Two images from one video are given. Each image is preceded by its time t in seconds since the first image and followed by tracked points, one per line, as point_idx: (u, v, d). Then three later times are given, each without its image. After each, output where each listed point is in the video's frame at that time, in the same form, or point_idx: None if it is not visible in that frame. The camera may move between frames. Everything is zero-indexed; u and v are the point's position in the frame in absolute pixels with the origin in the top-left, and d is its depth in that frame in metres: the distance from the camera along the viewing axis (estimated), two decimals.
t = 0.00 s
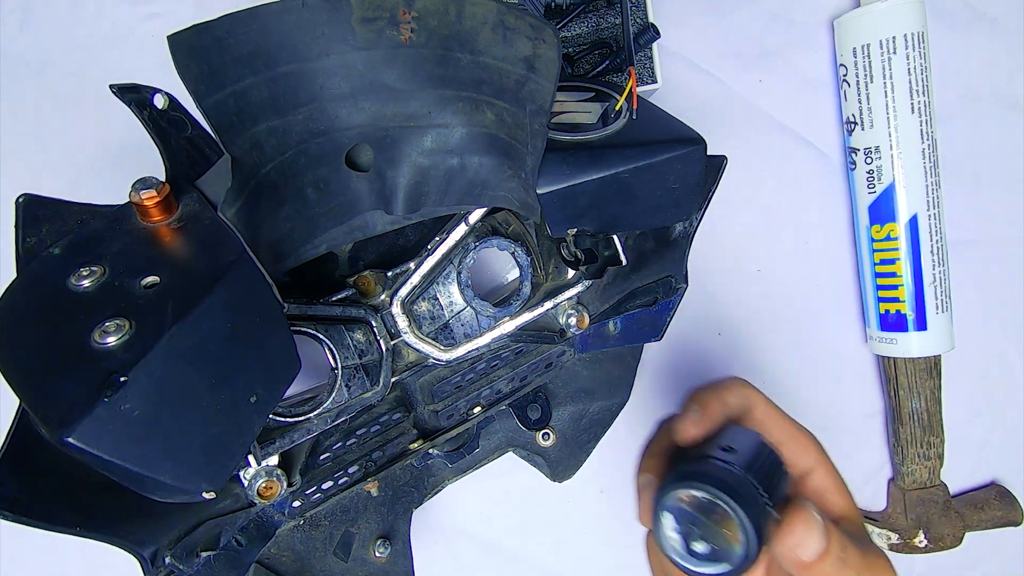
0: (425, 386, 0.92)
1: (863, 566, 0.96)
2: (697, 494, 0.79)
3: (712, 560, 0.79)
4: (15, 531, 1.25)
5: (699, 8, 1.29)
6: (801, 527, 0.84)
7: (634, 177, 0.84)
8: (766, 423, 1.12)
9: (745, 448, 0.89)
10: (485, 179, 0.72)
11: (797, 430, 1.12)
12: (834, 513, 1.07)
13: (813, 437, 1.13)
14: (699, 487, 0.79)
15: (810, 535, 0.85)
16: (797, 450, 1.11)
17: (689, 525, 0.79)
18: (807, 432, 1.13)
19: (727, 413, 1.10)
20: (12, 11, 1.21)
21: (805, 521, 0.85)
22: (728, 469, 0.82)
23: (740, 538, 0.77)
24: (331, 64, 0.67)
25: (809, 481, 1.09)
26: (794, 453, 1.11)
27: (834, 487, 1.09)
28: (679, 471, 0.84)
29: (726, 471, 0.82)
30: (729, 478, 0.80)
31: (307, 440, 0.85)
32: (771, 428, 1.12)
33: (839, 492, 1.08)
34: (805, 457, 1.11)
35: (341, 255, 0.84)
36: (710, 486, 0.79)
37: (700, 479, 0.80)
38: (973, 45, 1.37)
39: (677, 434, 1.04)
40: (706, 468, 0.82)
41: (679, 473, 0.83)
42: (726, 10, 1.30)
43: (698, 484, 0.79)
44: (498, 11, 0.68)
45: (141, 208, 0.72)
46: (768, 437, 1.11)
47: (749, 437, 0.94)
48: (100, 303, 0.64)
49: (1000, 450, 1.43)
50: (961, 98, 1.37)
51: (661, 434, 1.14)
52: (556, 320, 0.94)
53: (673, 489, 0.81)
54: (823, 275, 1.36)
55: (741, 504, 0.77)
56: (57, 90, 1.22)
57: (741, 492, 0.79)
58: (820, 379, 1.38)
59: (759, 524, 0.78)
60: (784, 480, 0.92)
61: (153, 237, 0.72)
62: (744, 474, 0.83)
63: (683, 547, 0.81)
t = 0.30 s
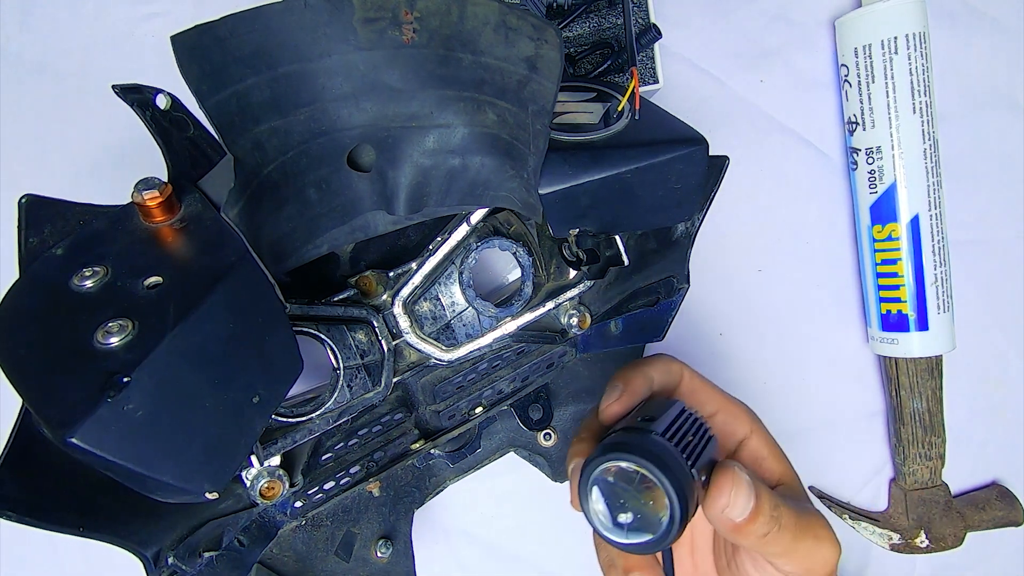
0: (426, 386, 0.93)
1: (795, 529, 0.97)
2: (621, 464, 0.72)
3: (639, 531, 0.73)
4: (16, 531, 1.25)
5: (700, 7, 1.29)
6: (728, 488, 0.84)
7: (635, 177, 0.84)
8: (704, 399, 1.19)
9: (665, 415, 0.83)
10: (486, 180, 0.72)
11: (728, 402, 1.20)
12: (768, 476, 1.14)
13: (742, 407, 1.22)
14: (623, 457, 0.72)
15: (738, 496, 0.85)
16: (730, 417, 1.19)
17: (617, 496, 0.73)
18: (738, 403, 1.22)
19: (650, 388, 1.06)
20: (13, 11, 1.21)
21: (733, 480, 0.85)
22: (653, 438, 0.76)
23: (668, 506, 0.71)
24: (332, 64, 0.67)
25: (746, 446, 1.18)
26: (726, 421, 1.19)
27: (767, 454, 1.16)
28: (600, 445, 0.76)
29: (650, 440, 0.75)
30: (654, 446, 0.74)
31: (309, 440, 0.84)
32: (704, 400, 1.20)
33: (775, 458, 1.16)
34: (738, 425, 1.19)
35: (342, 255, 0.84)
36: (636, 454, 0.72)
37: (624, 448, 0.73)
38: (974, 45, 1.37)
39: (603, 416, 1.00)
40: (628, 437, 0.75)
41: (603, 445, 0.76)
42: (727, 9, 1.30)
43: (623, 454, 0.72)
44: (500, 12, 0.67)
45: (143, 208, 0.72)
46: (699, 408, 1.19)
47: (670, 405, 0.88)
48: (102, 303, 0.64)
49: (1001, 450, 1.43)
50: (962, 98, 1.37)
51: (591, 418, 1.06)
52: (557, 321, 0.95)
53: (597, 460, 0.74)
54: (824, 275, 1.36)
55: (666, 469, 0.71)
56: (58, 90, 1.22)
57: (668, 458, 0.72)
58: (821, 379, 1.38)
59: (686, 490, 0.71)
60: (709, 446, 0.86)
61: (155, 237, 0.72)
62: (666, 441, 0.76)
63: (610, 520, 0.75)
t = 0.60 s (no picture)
0: (425, 386, 0.93)
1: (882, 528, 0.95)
2: (734, 454, 0.83)
3: (758, 519, 0.83)
4: (15, 532, 1.26)
5: (700, 7, 1.29)
6: (834, 492, 0.85)
7: (635, 177, 0.84)
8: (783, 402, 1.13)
9: (774, 412, 0.90)
10: (486, 179, 0.72)
11: (805, 408, 1.15)
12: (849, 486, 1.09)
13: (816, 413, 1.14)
14: (740, 449, 0.83)
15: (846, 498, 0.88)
16: (812, 422, 1.10)
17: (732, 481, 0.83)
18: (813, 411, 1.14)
19: (748, 391, 1.07)
20: (12, 11, 1.21)
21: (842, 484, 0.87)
22: (762, 429, 0.85)
23: (784, 495, 0.81)
24: (331, 64, 0.67)
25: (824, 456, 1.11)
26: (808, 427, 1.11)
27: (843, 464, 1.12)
28: (715, 438, 0.87)
29: (762, 434, 0.84)
30: (771, 439, 0.84)
31: (308, 440, 0.84)
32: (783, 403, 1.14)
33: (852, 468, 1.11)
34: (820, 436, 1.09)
35: (341, 255, 0.84)
36: (754, 446, 0.82)
37: (745, 441, 0.83)
38: (973, 45, 1.37)
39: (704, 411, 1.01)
40: (743, 430, 0.85)
41: (715, 438, 0.86)
42: (727, 9, 1.30)
43: (740, 446, 0.83)
44: (500, 12, 0.68)
45: (142, 208, 0.72)
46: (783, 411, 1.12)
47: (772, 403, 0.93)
48: (101, 303, 0.64)
49: (1000, 450, 1.43)
50: (961, 98, 1.37)
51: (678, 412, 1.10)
52: (557, 321, 0.95)
53: (713, 451, 0.84)
54: (824, 275, 1.36)
55: (780, 458, 0.82)
56: (57, 90, 1.22)
57: (783, 450, 0.83)
58: (821, 379, 1.38)
59: (802, 479, 0.82)
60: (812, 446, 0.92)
61: (154, 237, 0.72)
62: (780, 435, 0.85)
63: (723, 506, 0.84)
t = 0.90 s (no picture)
0: (425, 386, 0.93)
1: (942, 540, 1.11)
2: (822, 464, 0.86)
3: (850, 521, 0.89)
4: (14, 532, 1.25)
5: (700, 7, 1.29)
6: (914, 500, 0.94)
7: (635, 177, 0.84)
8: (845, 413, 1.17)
9: (855, 424, 0.94)
10: (486, 179, 0.72)
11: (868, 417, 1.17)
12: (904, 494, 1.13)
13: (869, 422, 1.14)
14: (827, 459, 0.86)
15: (918, 506, 0.96)
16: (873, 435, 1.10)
17: (827, 494, 0.89)
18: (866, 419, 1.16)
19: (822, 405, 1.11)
20: (12, 10, 1.21)
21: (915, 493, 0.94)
22: (845, 440, 0.88)
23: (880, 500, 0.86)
24: (331, 64, 0.67)
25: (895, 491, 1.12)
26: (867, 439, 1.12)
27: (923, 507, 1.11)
28: (800, 449, 0.90)
29: (848, 444, 0.87)
30: (858, 448, 0.87)
31: (308, 440, 0.84)
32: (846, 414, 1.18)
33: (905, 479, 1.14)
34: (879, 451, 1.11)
35: (341, 255, 0.84)
36: (838, 455, 0.85)
37: (831, 451, 0.86)
38: (973, 46, 1.37)
39: (784, 425, 1.07)
40: (828, 443, 0.88)
41: (801, 451, 0.89)
42: (727, 9, 1.30)
43: (826, 456, 0.86)
44: (500, 11, 0.68)
45: (142, 208, 0.72)
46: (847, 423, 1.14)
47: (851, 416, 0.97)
48: (101, 303, 0.64)
49: (1000, 450, 1.43)
50: (961, 98, 1.37)
51: (751, 424, 1.15)
52: (557, 321, 0.95)
53: (803, 462, 0.87)
54: (825, 275, 1.36)
55: (875, 470, 0.84)
56: (57, 90, 1.22)
57: (874, 460, 0.86)
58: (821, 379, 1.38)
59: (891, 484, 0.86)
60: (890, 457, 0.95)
61: (154, 237, 0.72)
62: (866, 445, 0.89)
63: (823, 515, 0.90)
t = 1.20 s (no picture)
0: (426, 386, 0.93)
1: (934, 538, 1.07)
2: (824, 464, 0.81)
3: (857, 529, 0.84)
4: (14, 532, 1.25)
5: (700, 7, 1.29)
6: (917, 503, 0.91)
7: (635, 177, 0.84)
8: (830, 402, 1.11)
9: (851, 420, 0.90)
10: (486, 179, 0.72)
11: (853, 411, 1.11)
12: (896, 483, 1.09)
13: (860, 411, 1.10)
14: (830, 458, 0.81)
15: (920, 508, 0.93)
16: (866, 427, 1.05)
17: (833, 502, 0.83)
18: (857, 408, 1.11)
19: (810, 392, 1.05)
20: (13, 10, 1.21)
21: (916, 493, 0.89)
22: (846, 437, 0.84)
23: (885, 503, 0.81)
24: (331, 64, 0.67)
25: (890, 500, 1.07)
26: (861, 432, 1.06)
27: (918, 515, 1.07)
28: (795, 450, 0.85)
29: (847, 442, 0.83)
30: (859, 447, 0.82)
31: (308, 440, 0.84)
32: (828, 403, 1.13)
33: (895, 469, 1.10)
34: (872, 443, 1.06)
35: (341, 255, 0.84)
36: (840, 454, 0.81)
37: (833, 450, 0.81)
38: (974, 46, 1.36)
39: (778, 422, 0.97)
40: (830, 442, 0.83)
41: (798, 452, 0.84)
42: (727, 10, 1.30)
43: (830, 457, 0.81)
44: (500, 12, 0.68)
45: (142, 208, 0.72)
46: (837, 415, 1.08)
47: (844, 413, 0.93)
48: (101, 303, 0.64)
49: (1001, 450, 1.43)
50: (962, 98, 1.37)
51: (732, 421, 1.09)
52: (557, 321, 0.95)
53: (802, 463, 0.82)
54: (824, 275, 1.36)
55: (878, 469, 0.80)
56: (57, 90, 1.22)
57: (877, 460, 0.81)
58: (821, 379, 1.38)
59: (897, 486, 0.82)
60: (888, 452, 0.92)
61: (154, 237, 0.72)
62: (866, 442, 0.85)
63: (828, 524, 0.84)
